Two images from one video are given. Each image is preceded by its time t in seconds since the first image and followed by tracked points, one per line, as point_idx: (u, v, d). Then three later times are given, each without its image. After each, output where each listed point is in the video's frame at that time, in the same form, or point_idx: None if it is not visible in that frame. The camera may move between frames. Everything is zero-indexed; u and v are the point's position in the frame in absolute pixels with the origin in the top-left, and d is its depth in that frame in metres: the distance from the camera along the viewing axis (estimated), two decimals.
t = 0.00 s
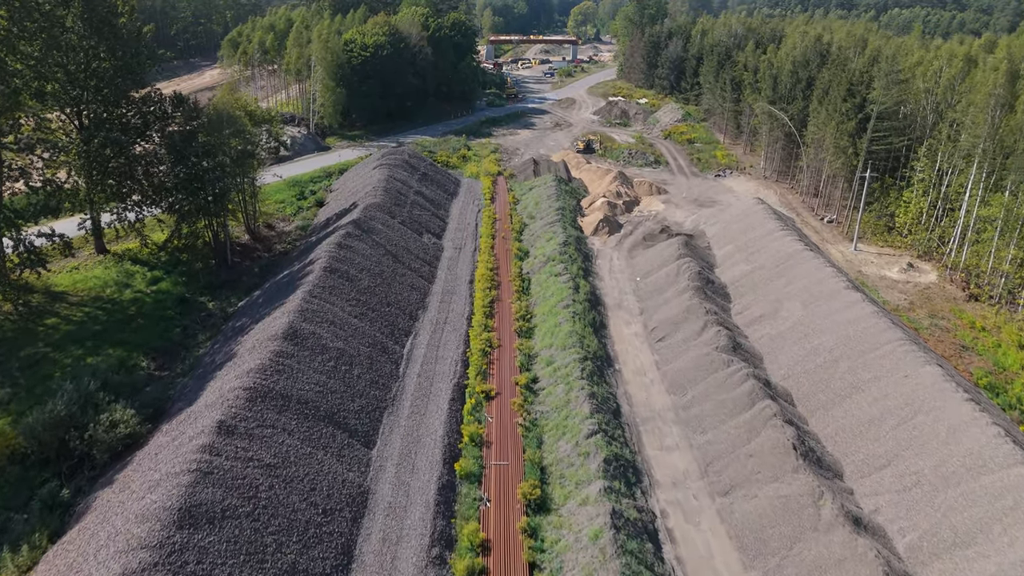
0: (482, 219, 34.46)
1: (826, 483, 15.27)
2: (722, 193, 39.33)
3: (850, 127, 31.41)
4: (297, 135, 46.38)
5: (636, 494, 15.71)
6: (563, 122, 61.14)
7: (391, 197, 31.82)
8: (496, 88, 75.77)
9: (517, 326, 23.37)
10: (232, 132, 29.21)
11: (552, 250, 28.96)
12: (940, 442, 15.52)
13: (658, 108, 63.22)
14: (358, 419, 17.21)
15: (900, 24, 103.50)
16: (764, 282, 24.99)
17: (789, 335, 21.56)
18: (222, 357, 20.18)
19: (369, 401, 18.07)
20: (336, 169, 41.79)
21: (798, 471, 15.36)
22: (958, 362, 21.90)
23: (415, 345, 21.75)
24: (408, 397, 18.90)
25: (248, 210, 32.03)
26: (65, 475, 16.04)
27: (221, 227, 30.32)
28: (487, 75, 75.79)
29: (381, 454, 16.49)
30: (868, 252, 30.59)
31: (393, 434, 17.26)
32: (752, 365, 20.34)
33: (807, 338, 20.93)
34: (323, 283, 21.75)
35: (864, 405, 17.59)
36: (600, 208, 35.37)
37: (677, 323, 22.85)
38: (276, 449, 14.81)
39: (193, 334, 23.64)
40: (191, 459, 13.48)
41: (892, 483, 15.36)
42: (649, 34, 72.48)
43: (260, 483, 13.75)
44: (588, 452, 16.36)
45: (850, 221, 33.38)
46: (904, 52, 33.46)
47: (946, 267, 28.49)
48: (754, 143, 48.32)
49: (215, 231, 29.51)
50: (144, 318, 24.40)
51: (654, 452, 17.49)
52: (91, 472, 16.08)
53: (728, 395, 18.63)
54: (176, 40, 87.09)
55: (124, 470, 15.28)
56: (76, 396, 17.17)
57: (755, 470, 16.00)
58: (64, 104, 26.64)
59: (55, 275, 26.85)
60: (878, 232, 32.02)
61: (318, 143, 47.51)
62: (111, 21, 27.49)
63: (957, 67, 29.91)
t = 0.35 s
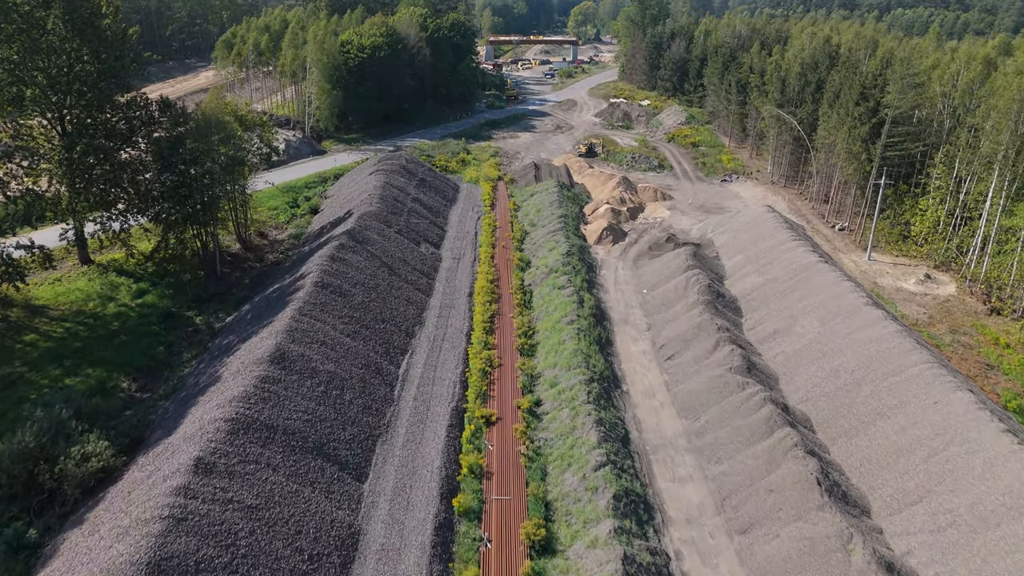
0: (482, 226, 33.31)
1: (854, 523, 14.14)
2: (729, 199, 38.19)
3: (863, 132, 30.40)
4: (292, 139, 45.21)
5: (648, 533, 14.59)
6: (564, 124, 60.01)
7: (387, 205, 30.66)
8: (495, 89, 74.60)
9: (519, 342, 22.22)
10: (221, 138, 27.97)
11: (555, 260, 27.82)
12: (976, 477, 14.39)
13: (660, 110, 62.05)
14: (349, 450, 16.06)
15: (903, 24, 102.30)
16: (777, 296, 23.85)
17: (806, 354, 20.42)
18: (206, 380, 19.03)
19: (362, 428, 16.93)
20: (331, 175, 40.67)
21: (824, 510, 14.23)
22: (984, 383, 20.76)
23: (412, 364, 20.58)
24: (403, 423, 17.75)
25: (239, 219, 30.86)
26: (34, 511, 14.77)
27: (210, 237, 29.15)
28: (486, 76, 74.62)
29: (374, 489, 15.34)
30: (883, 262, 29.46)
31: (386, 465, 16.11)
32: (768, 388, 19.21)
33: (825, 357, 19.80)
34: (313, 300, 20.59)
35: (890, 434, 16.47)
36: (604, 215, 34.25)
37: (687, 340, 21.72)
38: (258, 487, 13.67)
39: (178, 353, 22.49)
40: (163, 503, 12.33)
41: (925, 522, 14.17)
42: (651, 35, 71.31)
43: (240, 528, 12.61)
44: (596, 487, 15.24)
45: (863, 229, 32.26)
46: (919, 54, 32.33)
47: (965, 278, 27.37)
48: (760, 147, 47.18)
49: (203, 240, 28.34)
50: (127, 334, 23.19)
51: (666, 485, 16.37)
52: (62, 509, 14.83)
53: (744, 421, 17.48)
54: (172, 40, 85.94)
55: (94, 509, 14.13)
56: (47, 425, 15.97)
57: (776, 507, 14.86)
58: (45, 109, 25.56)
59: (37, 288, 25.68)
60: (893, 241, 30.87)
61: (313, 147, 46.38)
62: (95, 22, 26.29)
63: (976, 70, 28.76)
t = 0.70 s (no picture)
0: (482, 235, 32.15)
1: (887, 568, 13.02)
2: (735, 206, 37.08)
3: (876, 137, 29.38)
4: (286, 143, 44.06)
5: None
6: (565, 127, 58.91)
7: (383, 213, 29.49)
8: (495, 91, 73.49)
9: (520, 361, 21.06)
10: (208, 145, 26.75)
11: (557, 271, 26.69)
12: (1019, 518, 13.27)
13: (663, 112, 60.95)
14: (339, 485, 14.92)
15: (906, 25, 101.24)
16: (791, 311, 22.74)
17: (825, 375, 19.29)
18: (188, 405, 17.85)
19: (353, 460, 15.78)
20: (326, 180, 39.55)
21: (854, 554, 13.12)
22: (1012, 405, 19.65)
23: (407, 386, 19.42)
24: (397, 453, 16.60)
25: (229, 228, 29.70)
26: None
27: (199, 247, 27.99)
28: (486, 78, 73.51)
29: (364, 529, 14.20)
30: (899, 272, 28.36)
31: (379, 502, 14.96)
32: (787, 413, 18.09)
33: (845, 379, 18.69)
34: (303, 319, 19.44)
35: (920, 467, 15.33)
36: (607, 223, 33.14)
37: (698, 360, 20.60)
38: (237, 534, 12.53)
39: (161, 373, 21.32)
40: (130, 557, 11.19)
41: (964, 567, 12.97)
42: (653, 36, 70.20)
43: None
44: (605, 527, 14.13)
45: (876, 238, 31.18)
46: (934, 57, 31.23)
47: (986, 290, 26.28)
48: (766, 151, 46.06)
49: (191, 251, 27.18)
50: (108, 352, 21.97)
51: (680, 521, 15.25)
52: (27, 551, 13.51)
53: (762, 451, 16.35)
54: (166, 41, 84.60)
55: (59, 556, 12.94)
56: (11, 460, 14.74)
57: (801, 549, 13.75)
58: (24, 115, 24.40)
59: (16, 302, 24.50)
60: (908, 250, 29.79)
61: (308, 151, 45.22)
62: (76, 24, 25.08)
63: (995, 73, 27.63)
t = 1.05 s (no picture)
0: (481, 244, 31.00)
1: None
2: (742, 213, 35.98)
3: (890, 143, 28.36)
4: (280, 148, 42.92)
5: None
6: (565, 129, 57.82)
7: (378, 223, 28.34)
8: (493, 93, 72.41)
9: (521, 383, 19.91)
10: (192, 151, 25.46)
11: (560, 284, 25.55)
12: None
13: (665, 114, 59.87)
14: (327, 527, 13.78)
15: (908, 25, 100.29)
16: (806, 328, 21.64)
17: (845, 398, 18.18)
18: (166, 434, 16.69)
19: (342, 498, 14.64)
20: (320, 186, 38.41)
21: None
22: None
23: (402, 412, 18.27)
24: (390, 488, 15.45)
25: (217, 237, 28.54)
26: None
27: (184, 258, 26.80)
28: (484, 80, 72.40)
29: None
30: (914, 284, 27.29)
31: (369, 544, 13.81)
32: (806, 441, 16.97)
33: (868, 404, 17.57)
34: (290, 340, 18.28)
35: (954, 505, 14.20)
36: (610, 231, 32.03)
37: (710, 382, 19.48)
38: None
39: (142, 396, 20.17)
40: None
41: None
42: (654, 37, 69.16)
43: None
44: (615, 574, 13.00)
45: (888, 247, 30.12)
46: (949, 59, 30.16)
47: (1007, 303, 25.20)
48: (772, 155, 44.95)
49: (177, 262, 25.98)
50: (85, 372, 20.70)
51: (695, 564, 14.12)
52: None
53: (782, 485, 15.23)
54: (160, 42, 83.60)
55: None
56: None
57: None
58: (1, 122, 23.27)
59: None
60: (924, 259, 28.83)
61: (302, 156, 44.09)
62: (54, 27, 23.97)
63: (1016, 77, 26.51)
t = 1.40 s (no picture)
0: (479, 254, 29.85)
1: None
2: (748, 220, 34.92)
3: (905, 149, 27.31)
4: (272, 152, 41.78)
5: None
6: (565, 132, 56.71)
7: (372, 233, 27.17)
8: (491, 95, 71.28)
9: (523, 407, 18.76)
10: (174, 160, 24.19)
11: (562, 298, 24.43)
12: None
13: (666, 117, 58.81)
14: None
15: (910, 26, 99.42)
16: (822, 346, 20.54)
17: (867, 425, 17.08)
18: (142, 468, 15.55)
19: (329, 541, 13.48)
20: (313, 192, 37.26)
21: None
22: None
23: (395, 440, 17.10)
24: (381, 527, 14.29)
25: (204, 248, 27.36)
26: None
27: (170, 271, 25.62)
28: (482, 81, 71.26)
29: None
30: (931, 296, 26.22)
31: None
32: (828, 472, 15.87)
33: (892, 432, 16.47)
34: (276, 365, 17.10)
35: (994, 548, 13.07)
36: (614, 240, 30.92)
37: (723, 406, 18.36)
38: None
39: (120, 421, 19.04)
40: None
41: None
42: (655, 37, 68.09)
43: None
44: None
45: (902, 257, 29.05)
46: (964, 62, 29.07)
47: None
48: (777, 159, 43.87)
49: (161, 275, 24.74)
50: (60, 396, 19.34)
51: None
52: None
53: (804, 524, 14.10)
54: (154, 43, 82.42)
55: None
56: None
57: None
58: None
59: None
60: (940, 269, 27.75)
61: (295, 160, 42.95)
62: (29, 30, 22.72)
63: None
